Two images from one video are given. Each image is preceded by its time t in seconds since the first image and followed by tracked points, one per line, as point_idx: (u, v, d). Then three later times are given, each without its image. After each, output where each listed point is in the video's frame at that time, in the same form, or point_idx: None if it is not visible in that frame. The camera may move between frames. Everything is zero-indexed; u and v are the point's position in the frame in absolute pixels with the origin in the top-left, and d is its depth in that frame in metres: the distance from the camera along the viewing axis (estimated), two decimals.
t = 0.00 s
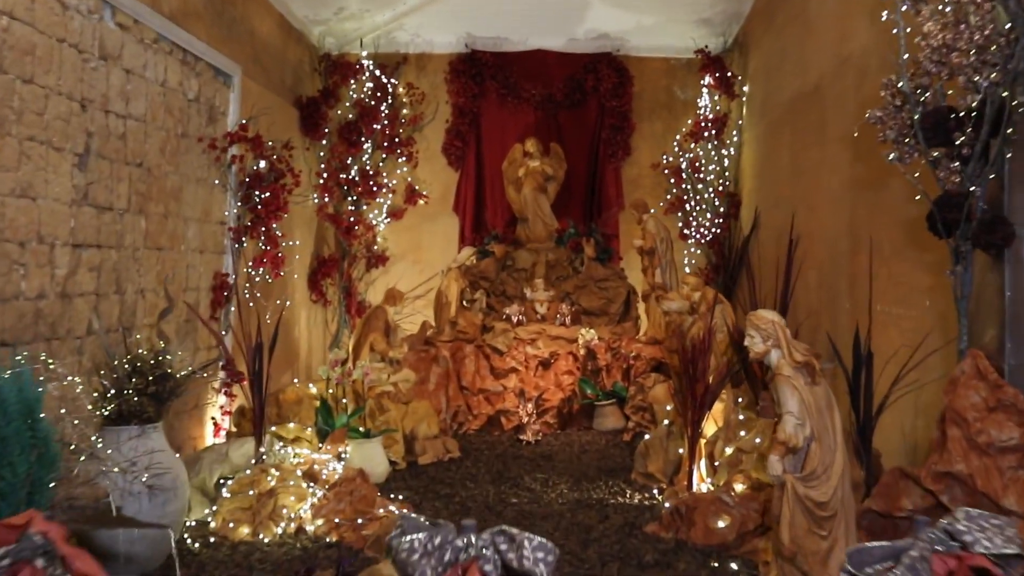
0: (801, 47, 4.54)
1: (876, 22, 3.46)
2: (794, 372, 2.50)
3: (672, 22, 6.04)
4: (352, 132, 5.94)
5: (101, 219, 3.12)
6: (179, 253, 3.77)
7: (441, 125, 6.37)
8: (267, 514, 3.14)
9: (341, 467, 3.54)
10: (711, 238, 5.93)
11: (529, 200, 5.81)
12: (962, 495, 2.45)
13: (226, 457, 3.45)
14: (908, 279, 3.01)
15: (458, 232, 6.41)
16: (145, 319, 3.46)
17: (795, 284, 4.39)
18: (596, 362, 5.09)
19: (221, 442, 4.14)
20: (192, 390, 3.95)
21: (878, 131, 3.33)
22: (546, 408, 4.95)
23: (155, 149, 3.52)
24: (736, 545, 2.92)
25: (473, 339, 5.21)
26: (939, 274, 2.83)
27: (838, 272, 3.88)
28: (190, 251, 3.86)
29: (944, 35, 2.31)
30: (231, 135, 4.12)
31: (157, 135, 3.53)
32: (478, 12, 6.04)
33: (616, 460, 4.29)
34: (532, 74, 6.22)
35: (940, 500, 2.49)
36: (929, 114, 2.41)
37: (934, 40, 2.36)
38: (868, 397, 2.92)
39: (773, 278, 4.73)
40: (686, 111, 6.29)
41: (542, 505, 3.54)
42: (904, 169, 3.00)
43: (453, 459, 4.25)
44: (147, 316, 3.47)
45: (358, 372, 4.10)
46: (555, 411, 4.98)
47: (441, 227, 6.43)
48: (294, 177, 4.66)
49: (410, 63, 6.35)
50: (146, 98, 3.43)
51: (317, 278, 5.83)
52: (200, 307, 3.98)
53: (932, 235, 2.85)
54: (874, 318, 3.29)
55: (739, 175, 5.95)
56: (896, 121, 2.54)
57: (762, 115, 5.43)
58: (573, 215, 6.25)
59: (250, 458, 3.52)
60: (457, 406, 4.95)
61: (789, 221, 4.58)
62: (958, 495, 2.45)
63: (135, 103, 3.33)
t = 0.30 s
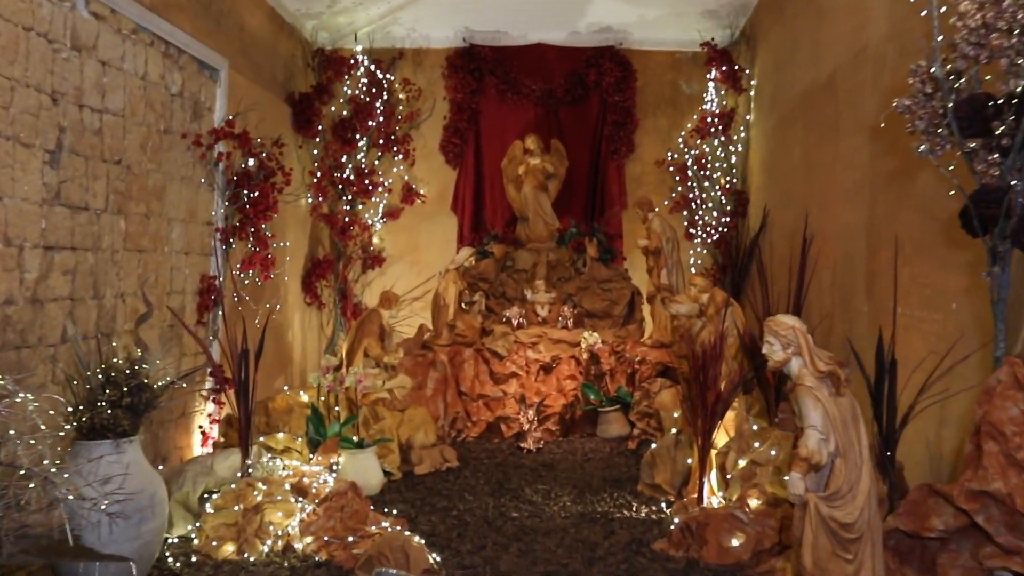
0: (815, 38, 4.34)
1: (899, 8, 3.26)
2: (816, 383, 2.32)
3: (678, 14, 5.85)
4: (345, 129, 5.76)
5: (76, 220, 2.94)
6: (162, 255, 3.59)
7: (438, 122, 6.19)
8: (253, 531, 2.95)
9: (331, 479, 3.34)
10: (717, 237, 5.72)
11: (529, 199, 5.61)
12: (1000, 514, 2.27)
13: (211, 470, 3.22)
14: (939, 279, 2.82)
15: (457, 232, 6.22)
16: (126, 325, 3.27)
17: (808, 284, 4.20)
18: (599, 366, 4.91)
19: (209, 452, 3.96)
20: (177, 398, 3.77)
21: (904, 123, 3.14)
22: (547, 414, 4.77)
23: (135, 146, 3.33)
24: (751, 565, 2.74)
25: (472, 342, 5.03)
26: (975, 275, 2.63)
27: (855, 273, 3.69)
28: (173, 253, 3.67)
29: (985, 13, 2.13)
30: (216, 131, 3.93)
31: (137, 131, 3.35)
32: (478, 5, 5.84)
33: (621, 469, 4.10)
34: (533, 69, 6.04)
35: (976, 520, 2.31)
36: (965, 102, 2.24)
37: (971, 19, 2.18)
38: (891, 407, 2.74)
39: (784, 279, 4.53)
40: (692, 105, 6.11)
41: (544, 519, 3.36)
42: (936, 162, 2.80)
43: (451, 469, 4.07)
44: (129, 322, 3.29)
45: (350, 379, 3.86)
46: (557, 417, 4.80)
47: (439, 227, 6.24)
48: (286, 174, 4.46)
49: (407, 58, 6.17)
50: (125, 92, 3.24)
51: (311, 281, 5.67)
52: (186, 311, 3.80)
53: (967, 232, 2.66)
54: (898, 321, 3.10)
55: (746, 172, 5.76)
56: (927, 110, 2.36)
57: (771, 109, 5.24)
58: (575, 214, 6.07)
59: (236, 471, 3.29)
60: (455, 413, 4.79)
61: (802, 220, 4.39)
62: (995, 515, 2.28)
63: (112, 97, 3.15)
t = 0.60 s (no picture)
0: (830, 28, 4.15)
1: None
2: (846, 396, 2.13)
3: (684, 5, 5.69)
4: (343, 125, 5.59)
5: (50, 220, 2.76)
6: (147, 257, 3.41)
7: (438, 119, 6.01)
8: (240, 551, 2.75)
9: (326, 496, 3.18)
10: (726, 237, 5.52)
11: (533, 198, 5.43)
12: None
13: (197, 485, 3.06)
14: (976, 282, 2.62)
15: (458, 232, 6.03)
16: (107, 332, 3.09)
17: (826, 287, 4.00)
18: (606, 371, 4.72)
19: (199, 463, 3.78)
20: (165, 407, 3.60)
21: (933, 114, 2.94)
22: (552, 421, 4.59)
23: (116, 141, 3.16)
24: None
25: (473, 346, 4.85)
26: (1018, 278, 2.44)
27: (877, 275, 3.49)
28: (158, 254, 3.49)
29: None
30: (204, 126, 3.75)
31: (118, 126, 3.17)
32: None
33: (629, 480, 3.92)
34: (536, 64, 5.87)
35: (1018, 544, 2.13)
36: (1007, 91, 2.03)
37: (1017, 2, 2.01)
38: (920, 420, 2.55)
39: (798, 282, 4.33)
40: (700, 100, 5.91)
41: (550, 536, 3.17)
42: (974, 155, 2.61)
43: (451, 480, 3.89)
44: (111, 328, 3.11)
45: (346, 387, 3.65)
46: (562, 424, 4.63)
47: (439, 227, 6.06)
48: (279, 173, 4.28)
49: (405, 53, 5.99)
50: (104, 85, 3.07)
51: (307, 282, 5.48)
52: (173, 316, 3.63)
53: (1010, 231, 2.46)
54: (928, 327, 2.90)
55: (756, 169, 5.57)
56: (964, 101, 2.17)
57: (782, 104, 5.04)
58: (580, 213, 5.89)
59: (223, 487, 3.13)
60: (456, 420, 4.63)
61: (817, 218, 4.20)
62: None
63: (90, 90, 2.97)
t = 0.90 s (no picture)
0: (844, 15, 3.96)
1: None
2: (879, 406, 1.96)
3: None
4: (339, 119, 5.41)
5: (23, 218, 2.59)
6: (132, 257, 3.24)
7: (437, 113, 5.83)
8: (228, 570, 2.58)
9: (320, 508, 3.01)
10: (734, 234, 5.33)
11: (535, 193, 5.28)
12: None
13: (182, 499, 2.89)
14: (1007, 282, 2.44)
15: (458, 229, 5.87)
16: (87, 337, 2.92)
17: (841, 286, 3.82)
18: (612, 372, 4.56)
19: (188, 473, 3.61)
20: (151, 415, 3.42)
21: (959, 103, 2.76)
22: (557, 425, 4.44)
23: (96, 135, 2.99)
24: None
25: (475, 348, 4.68)
26: None
27: (896, 274, 3.31)
28: (144, 253, 3.32)
29: None
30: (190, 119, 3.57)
31: (99, 119, 3.00)
32: None
33: (638, 488, 3.75)
34: (537, 56, 5.70)
35: None
36: None
37: None
38: (952, 429, 2.37)
39: (812, 281, 4.16)
40: (706, 92, 5.73)
41: (557, 550, 3.01)
42: (1007, 146, 2.42)
43: (453, 488, 3.72)
44: (91, 333, 2.95)
45: (339, 395, 3.43)
46: (567, 428, 4.47)
47: (439, 224, 5.89)
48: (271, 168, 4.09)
49: (403, 45, 5.82)
50: (83, 75, 2.90)
51: (303, 281, 5.30)
52: (161, 319, 3.45)
53: None
54: (956, 329, 2.73)
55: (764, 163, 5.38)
56: (1001, 86, 1.98)
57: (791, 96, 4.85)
58: (583, 209, 5.72)
59: (210, 500, 2.96)
60: (457, 424, 4.46)
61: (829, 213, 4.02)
62: None
63: (66, 80, 2.80)
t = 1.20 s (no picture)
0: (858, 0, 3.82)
1: None
2: (914, 413, 1.81)
3: None
4: (334, 113, 5.27)
5: None
6: (117, 257, 3.09)
7: (436, 107, 5.69)
8: None
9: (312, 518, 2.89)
10: (742, 229, 5.19)
11: (537, 189, 5.12)
12: None
13: (170, 509, 2.72)
14: None
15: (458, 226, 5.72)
16: (69, 340, 2.78)
17: (857, 283, 3.68)
18: (617, 373, 4.42)
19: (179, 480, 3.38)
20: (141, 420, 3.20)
21: (991, 88, 2.62)
22: (560, 428, 4.30)
23: (78, 129, 2.85)
24: None
25: (476, 348, 4.54)
26: None
27: (917, 269, 3.17)
28: (131, 253, 3.18)
29: None
30: (177, 111, 3.42)
31: (80, 112, 2.86)
32: None
33: (645, 495, 3.62)
34: (538, 47, 5.56)
35: None
36: None
37: None
38: (986, 436, 2.23)
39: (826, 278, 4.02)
40: (712, 84, 5.59)
41: (561, 562, 2.87)
42: None
43: (453, 495, 3.58)
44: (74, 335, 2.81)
45: (334, 398, 3.28)
46: (570, 432, 4.33)
47: (439, 221, 5.74)
48: (264, 163, 3.94)
49: (401, 37, 5.67)
50: (62, 65, 2.76)
51: (299, 281, 5.17)
52: (150, 320, 3.31)
53: None
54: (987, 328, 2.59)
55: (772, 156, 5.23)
56: None
57: (801, 85, 4.71)
58: (587, 205, 5.57)
59: (199, 511, 2.80)
60: (457, 428, 4.34)
61: (843, 207, 3.88)
62: None
63: (44, 71, 2.66)
